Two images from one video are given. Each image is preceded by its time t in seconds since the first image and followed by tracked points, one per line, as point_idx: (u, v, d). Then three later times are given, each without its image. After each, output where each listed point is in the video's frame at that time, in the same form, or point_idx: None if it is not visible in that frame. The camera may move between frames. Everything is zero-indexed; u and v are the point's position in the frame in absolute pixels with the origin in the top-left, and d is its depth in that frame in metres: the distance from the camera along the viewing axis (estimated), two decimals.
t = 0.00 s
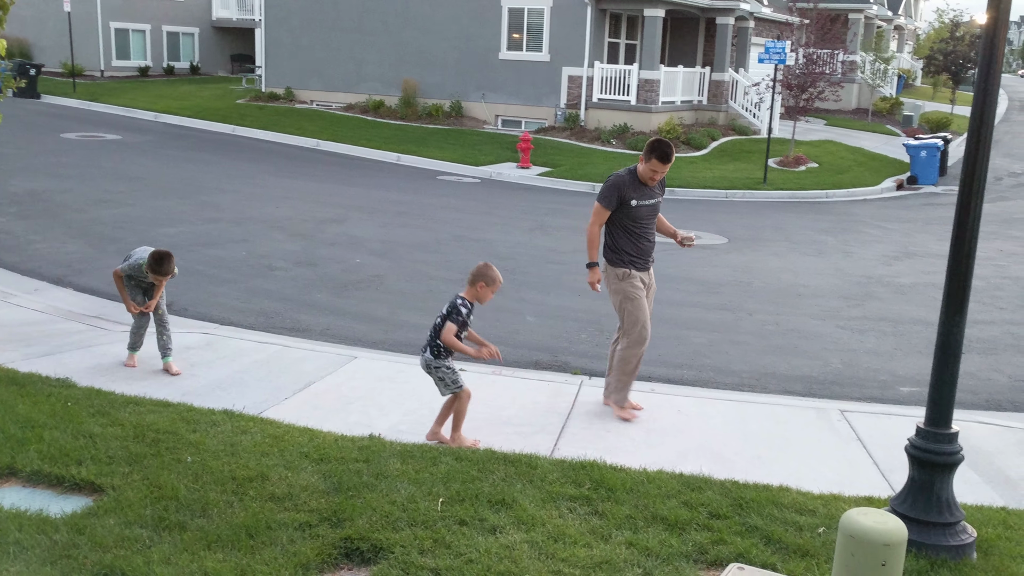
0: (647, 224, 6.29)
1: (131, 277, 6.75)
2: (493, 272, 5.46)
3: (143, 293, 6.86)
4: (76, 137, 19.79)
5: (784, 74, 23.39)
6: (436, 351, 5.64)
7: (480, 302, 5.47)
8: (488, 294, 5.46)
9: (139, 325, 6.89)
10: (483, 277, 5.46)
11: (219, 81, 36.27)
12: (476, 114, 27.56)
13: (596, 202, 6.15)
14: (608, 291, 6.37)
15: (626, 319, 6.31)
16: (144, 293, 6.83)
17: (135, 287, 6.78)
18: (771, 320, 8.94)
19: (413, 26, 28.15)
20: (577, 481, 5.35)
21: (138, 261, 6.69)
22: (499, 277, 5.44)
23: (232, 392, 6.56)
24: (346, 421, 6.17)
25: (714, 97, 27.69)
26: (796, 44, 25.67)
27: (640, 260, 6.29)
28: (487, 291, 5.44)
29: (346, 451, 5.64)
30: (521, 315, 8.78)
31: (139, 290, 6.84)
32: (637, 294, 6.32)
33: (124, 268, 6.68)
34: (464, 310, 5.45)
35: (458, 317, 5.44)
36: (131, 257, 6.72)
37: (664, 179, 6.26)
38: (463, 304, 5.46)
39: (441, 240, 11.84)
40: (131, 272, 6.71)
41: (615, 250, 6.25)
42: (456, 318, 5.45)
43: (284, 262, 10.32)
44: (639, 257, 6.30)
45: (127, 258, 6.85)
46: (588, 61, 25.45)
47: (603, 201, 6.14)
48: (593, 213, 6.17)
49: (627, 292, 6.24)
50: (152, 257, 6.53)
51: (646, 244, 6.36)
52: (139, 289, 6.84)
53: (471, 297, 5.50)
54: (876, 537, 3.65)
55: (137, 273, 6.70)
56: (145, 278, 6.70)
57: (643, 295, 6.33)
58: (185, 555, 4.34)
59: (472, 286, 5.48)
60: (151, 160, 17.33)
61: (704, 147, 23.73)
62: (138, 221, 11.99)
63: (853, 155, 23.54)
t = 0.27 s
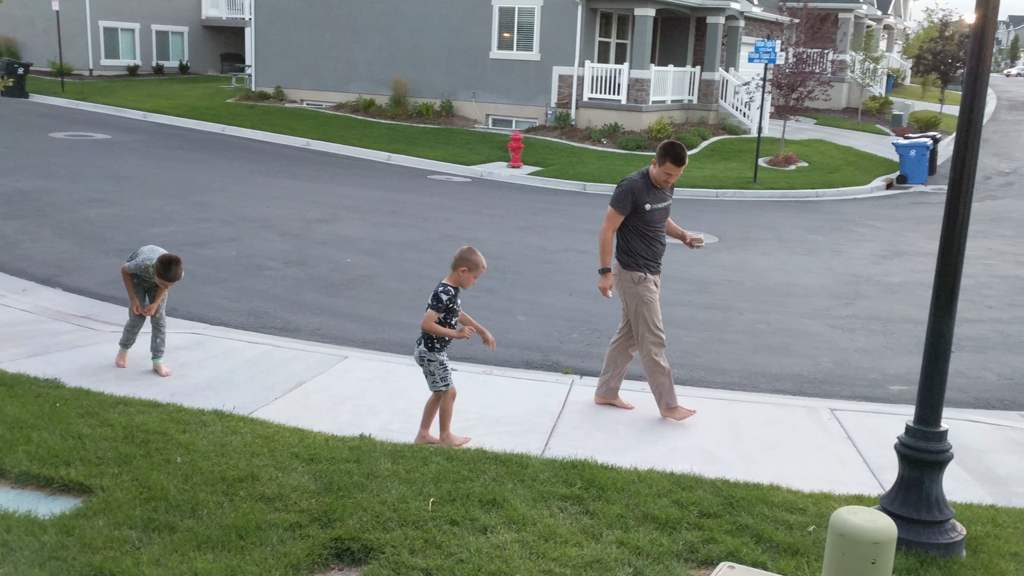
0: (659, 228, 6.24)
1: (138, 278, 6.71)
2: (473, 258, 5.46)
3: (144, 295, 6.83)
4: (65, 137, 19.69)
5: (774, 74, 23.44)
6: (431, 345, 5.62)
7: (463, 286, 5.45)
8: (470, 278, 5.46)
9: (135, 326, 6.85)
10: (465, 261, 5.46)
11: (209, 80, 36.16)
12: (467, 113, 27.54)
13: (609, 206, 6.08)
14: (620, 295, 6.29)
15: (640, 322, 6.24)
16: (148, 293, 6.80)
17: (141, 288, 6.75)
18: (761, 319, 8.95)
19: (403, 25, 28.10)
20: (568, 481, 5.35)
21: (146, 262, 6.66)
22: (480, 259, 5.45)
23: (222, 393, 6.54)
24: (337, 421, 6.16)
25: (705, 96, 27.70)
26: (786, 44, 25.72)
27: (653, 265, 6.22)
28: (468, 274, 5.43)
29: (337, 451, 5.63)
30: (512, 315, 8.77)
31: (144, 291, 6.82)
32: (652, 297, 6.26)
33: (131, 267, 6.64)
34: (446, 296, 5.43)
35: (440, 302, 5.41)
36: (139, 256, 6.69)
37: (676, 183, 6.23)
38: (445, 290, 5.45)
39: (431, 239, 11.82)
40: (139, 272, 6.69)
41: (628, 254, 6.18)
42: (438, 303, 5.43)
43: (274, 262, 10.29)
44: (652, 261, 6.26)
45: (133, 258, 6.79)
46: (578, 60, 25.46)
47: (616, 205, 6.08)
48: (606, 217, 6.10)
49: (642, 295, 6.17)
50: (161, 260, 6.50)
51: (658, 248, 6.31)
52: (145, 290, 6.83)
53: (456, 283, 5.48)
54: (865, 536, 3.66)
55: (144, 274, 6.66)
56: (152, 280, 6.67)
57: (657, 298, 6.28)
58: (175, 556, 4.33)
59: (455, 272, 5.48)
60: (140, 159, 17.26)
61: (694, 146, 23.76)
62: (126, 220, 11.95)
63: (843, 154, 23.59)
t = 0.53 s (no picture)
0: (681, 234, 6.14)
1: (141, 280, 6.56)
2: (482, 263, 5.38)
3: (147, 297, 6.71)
4: (57, 140, 19.65)
5: (766, 76, 23.52)
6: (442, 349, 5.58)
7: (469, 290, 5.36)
8: (475, 282, 5.34)
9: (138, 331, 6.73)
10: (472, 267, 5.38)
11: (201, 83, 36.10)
12: (460, 115, 27.55)
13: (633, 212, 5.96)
14: (642, 302, 6.19)
15: (663, 329, 6.15)
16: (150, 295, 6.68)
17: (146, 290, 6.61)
18: (753, 321, 8.97)
19: (395, 27, 28.09)
20: (561, 483, 5.35)
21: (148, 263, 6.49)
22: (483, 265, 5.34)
23: (214, 396, 6.53)
24: (329, 423, 6.15)
25: (696, 99, 27.76)
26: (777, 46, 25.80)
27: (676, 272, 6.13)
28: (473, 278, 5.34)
29: (330, 454, 5.62)
30: (505, 317, 8.78)
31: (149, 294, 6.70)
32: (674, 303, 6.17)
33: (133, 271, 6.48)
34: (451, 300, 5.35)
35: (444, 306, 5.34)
36: (141, 257, 6.51)
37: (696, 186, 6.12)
38: (450, 295, 5.38)
39: (424, 242, 11.82)
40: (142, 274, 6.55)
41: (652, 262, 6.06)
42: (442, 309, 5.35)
43: (266, 264, 10.27)
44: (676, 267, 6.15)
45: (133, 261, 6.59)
46: (570, 63, 25.50)
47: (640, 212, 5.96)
48: (630, 224, 5.96)
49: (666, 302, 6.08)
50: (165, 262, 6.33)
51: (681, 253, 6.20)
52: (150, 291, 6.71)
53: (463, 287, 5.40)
54: (857, 536, 3.67)
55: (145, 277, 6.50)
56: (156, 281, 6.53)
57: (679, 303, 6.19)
58: (167, 559, 4.32)
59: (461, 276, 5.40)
60: (132, 162, 17.23)
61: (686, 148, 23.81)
62: (118, 223, 11.92)
63: (835, 156, 23.67)
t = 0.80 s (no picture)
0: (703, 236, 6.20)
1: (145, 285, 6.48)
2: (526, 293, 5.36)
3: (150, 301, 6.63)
4: (51, 141, 19.60)
5: (760, 79, 23.56)
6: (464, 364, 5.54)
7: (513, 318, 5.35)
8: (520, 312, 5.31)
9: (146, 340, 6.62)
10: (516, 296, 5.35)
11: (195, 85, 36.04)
12: (454, 117, 27.56)
13: (665, 217, 5.92)
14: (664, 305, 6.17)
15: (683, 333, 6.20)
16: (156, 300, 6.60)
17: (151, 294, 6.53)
18: (749, 323, 8.98)
19: (391, 29, 28.10)
20: (557, 485, 5.36)
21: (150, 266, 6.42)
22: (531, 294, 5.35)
23: (210, 398, 6.52)
24: (325, 426, 6.14)
25: (692, 101, 27.80)
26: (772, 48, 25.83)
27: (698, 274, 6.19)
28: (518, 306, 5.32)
29: (325, 456, 5.62)
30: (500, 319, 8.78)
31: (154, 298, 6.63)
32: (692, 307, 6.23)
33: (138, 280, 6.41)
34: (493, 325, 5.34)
35: (486, 331, 5.33)
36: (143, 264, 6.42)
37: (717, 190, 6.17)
38: (491, 319, 5.36)
39: (420, 244, 11.82)
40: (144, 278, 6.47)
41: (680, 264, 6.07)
42: (484, 334, 5.34)
43: (261, 267, 10.26)
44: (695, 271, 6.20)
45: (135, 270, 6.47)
46: (565, 65, 25.51)
47: (672, 216, 5.93)
48: (662, 229, 5.93)
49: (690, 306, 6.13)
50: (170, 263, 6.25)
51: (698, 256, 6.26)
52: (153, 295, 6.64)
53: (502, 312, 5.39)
54: (851, 538, 3.68)
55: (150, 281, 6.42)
56: (163, 284, 6.47)
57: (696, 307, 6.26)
58: (163, 562, 4.31)
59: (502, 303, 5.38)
60: (126, 164, 17.19)
61: (681, 151, 23.83)
62: (113, 225, 11.90)
63: (829, 159, 23.72)
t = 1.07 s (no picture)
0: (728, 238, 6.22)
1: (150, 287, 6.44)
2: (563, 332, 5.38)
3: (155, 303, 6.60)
4: (48, 141, 19.58)
5: (758, 78, 23.57)
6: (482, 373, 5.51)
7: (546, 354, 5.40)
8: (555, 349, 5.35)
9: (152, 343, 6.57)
10: (554, 331, 5.35)
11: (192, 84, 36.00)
12: (451, 117, 27.57)
13: (693, 219, 5.90)
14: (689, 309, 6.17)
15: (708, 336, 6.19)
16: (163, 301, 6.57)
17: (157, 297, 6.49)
18: (747, 323, 8.99)
19: (388, 29, 28.09)
20: (555, 484, 5.36)
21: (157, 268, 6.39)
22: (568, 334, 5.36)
23: (207, 398, 6.53)
24: (323, 426, 6.14)
25: (689, 100, 27.81)
26: (769, 47, 25.84)
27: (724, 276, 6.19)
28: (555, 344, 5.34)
29: (323, 456, 5.62)
30: (498, 318, 8.79)
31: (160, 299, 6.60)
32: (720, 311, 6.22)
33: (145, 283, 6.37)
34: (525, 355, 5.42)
35: (519, 357, 5.40)
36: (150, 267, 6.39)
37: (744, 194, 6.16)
38: (526, 346, 5.41)
39: (418, 244, 11.82)
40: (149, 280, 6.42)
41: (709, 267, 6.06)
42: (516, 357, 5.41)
43: (259, 267, 10.26)
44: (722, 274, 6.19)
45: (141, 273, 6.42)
46: (563, 65, 25.51)
47: (700, 218, 5.91)
48: (689, 231, 5.92)
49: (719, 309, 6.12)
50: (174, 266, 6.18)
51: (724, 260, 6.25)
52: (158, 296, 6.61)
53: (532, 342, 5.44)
54: (849, 537, 3.69)
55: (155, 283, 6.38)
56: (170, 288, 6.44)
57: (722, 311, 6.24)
58: (162, 562, 4.31)
59: (538, 335, 5.42)
60: (123, 164, 17.18)
61: (678, 150, 23.84)
62: (111, 225, 11.89)
63: (827, 158, 23.74)
